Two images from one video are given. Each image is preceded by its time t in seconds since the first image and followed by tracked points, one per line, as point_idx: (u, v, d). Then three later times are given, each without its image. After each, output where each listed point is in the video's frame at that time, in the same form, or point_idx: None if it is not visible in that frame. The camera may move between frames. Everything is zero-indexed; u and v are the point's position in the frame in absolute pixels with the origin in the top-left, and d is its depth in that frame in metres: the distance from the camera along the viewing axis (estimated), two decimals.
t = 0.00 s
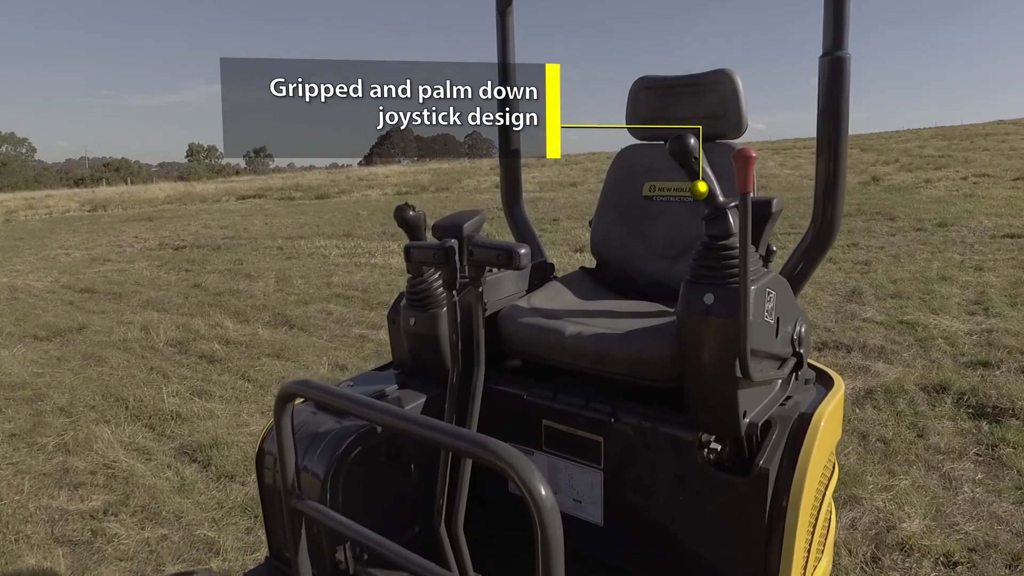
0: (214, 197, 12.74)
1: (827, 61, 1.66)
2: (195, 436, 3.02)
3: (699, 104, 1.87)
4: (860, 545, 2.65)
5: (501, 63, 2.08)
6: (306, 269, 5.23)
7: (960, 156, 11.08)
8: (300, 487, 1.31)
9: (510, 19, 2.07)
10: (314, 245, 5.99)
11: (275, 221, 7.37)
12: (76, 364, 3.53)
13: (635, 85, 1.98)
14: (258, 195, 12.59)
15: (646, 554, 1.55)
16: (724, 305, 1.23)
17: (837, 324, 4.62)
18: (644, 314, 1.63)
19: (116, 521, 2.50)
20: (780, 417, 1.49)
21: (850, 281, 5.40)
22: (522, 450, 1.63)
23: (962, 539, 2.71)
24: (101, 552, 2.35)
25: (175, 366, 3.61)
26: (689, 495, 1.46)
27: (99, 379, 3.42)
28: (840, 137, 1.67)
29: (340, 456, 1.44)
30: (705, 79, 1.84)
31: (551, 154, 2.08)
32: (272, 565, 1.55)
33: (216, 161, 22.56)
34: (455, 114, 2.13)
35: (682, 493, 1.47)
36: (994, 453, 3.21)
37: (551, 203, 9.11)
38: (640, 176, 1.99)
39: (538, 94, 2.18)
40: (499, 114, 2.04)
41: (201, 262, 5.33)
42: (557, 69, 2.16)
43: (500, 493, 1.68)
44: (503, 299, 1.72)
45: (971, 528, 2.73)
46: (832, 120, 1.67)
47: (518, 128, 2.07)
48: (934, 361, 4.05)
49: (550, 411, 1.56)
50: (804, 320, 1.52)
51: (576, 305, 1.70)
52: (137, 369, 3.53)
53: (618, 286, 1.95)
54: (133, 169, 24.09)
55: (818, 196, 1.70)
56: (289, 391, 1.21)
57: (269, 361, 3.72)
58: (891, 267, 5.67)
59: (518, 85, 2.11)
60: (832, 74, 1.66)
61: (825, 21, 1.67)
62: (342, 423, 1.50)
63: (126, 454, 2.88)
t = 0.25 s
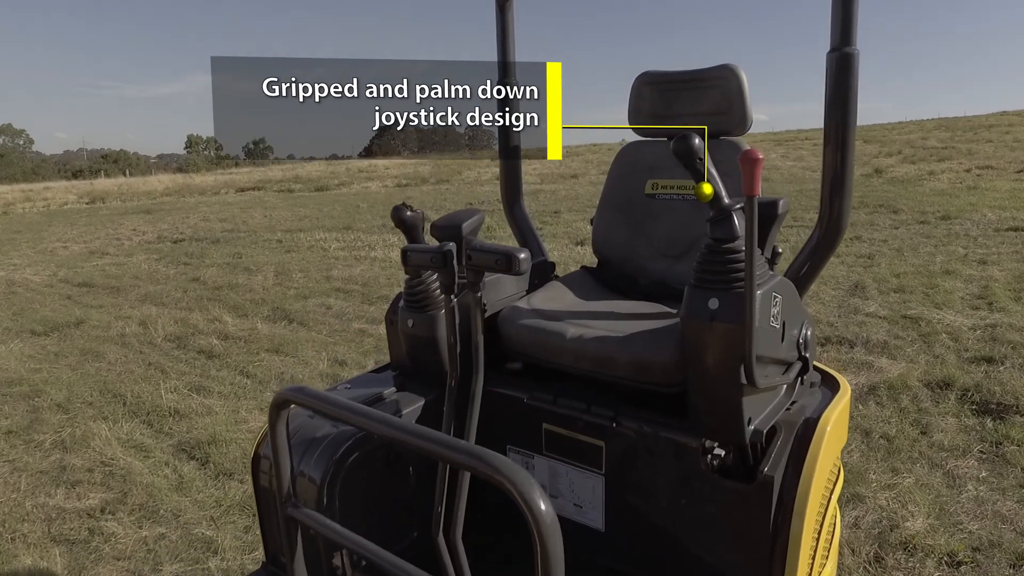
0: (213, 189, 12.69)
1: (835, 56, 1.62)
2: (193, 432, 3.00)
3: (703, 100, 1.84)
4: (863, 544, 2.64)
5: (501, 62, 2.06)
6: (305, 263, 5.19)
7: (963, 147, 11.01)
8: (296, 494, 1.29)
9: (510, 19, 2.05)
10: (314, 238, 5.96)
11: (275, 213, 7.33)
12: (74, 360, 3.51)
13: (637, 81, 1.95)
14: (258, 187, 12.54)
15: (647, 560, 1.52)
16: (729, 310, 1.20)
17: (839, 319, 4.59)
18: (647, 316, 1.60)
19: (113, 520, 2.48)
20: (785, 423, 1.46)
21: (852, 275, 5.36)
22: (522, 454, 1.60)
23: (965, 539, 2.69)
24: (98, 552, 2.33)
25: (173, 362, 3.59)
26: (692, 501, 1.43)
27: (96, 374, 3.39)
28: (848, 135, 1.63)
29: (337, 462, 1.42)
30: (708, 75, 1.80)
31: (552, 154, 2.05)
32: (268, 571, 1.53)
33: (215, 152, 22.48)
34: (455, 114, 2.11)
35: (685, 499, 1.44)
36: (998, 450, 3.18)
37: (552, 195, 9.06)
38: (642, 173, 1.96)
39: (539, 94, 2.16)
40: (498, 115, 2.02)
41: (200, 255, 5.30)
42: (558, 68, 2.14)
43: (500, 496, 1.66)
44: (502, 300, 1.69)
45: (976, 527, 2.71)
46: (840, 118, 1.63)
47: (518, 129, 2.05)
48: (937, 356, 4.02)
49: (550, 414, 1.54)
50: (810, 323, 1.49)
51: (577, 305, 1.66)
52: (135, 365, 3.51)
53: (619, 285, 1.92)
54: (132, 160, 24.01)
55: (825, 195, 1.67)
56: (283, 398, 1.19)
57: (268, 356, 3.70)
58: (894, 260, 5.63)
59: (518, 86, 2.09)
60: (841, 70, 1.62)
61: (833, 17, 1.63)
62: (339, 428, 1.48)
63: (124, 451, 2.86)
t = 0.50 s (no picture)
0: (212, 183, 12.64)
1: (841, 56, 1.59)
2: (191, 430, 2.98)
3: (706, 97, 1.80)
4: (865, 544, 2.62)
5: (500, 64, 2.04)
6: (304, 257, 5.16)
7: (966, 140, 10.95)
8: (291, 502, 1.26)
9: (509, 21, 2.04)
10: (313, 232, 5.92)
11: (274, 207, 7.29)
12: (71, 356, 3.49)
13: (638, 78, 1.91)
14: (257, 181, 12.49)
15: (648, 566, 1.49)
16: (732, 316, 1.18)
17: (842, 315, 4.57)
18: (649, 319, 1.57)
19: (110, 520, 2.46)
20: (789, 429, 1.44)
21: (855, 270, 5.33)
22: (521, 458, 1.58)
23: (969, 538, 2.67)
24: (94, 552, 2.31)
25: (171, 358, 3.56)
26: (693, 507, 1.41)
27: (93, 371, 3.37)
28: (855, 136, 1.60)
29: (333, 467, 1.39)
30: (712, 72, 1.77)
31: (552, 156, 2.01)
32: None
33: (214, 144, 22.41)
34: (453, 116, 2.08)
35: (686, 505, 1.42)
36: (1001, 449, 3.16)
37: (553, 188, 9.01)
38: (644, 172, 1.94)
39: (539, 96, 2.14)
40: (497, 116, 2.00)
41: (198, 249, 5.27)
42: (558, 70, 2.12)
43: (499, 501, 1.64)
44: (501, 301, 1.66)
45: (979, 527, 2.69)
46: (846, 119, 1.60)
47: (517, 131, 2.03)
48: (940, 353, 4.00)
49: (550, 419, 1.51)
50: (815, 327, 1.47)
51: (578, 307, 1.64)
52: (133, 362, 3.49)
53: (620, 285, 1.90)
54: (131, 153, 23.93)
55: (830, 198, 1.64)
56: (278, 406, 1.16)
57: (266, 353, 3.67)
58: (897, 255, 5.60)
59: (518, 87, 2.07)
60: (848, 69, 1.59)
61: (841, 14, 1.60)
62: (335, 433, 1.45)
63: (121, 450, 2.83)
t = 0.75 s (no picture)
0: (210, 177, 12.59)
1: (848, 54, 1.56)
2: (188, 429, 2.95)
3: (708, 95, 1.77)
4: (867, 545, 2.60)
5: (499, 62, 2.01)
6: (302, 252, 5.13)
7: (968, 134, 10.90)
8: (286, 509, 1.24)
9: (508, 21, 2.01)
10: (312, 228, 5.89)
11: (272, 202, 7.26)
12: (67, 353, 3.47)
13: (640, 74, 1.89)
14: (255, 175, 12.44)
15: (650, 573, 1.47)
16: (736, 321, 1.16)
17: (844, 311, 4.54)
18: (651, 322, 1.55)
19: (105, 520, 2.43)
20: (793, 435, 1.41)
21: (856, 266, 5.30)
22: (521, 463, 1.56)
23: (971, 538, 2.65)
24: (90, 553, 2.29)
25: (168, 356, 3.54)
26: (695, 514, 1.38)
27: (90, 369, 3.35)
28: (862, 136, 1.57)
29: (329, 473, 1.37)
30: (714, 69, 1.74)
31: (552, 159, 2.02)
32: None
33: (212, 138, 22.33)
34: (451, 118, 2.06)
35: (688, 512, 1.39)
36: (1004, 447, 3.14)
37: (553, 182, 8.97)
38: (646, 170, 1.91)
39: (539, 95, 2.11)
40: (496, 116, 1.97)
41: (196, 245, 5.24)
42: (557, 69, 2.09)
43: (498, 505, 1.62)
44: (500, 303, 1.63)
45: (981, 526, 2.68)
46: (852, 118, 1.57)
47: (516, 131, 2.00)
48: (943, 350, 3.97)
49: (550, 424, 1.48)
50: (820, 331, 1.44)
51: (579, 309, 1.61)
52: (130, 359, 3.47)
53: (620, 286, 1.88)
54: (129, 146, 23.84)
55: (835, 199, 1.61)
56: (272, 413, 1.14)
57: (264, 350, 3.65)
58: (899, 251, 5.57)
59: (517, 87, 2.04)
60: (854, 67, 1.56)
61: (847, 11, 1.57)
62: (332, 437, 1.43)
63: (118, 448, 2.81)
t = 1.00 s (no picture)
0: (207, 171, 12.54)
1: (854, 52, 1.53)
2: (185, 427, 2.93)
3: (711, 93, 1.74)
4: (869, 545, 2.58)
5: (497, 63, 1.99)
6: (300, 248, 5.10)
7: (969, 128, 10.86)
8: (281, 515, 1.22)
9: (508, 19, 1.97)
10: (310, 222, 5.86)
11: (270, 197, 7.22)
12: (63, 351, 3.44)
13: (642, 72, 1.86)
14: (252, 169, 12.39)
15: None
16: (740, 328, 1.13)
17: (845, 307, 4.52)
18: (652, 324, 1.52)
19: (101, 520, 2.41)
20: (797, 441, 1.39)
21: (857, 261, 5.27)
22: (520, 466, 1.54)
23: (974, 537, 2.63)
24: (86, 554, 2.26)
25: (165, 353, 3.52)
26: (697, 520, 1.36)
27: (86, 366, 3.32)
28: (867, 136, 1.54)
29: (325, 479, 1.35)
30: (717, 66, 1.71)
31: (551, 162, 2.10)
32: None
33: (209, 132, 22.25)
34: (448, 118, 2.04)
35: (690, 518, 1.37)
36: (1006, 445, 3.12)
37: (552, 176, 8.92)
38: (646, 169, 1.88)
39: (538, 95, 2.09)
40: (494, 118, 1.96)
41: (193, 240, 5.20)
42: (557, 68, 2.07)
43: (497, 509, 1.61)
44: (499, 305, 1.61)
45: (984, 526, 2.66)
46: (858, 118, 1.54)
47: (514, 133, 1.99)
48: (944, 346, 3.95)
49: (550, 428, 1.46)
50: (824, 335, 1.41)
51: (578, 311, 1.58)
52: (126, 356, 3.44)
53: (620, 286, 1.86)
54: (126, 139, 23.76)
55: (839, 200, 1.58)
56: (267, 420, 1.12)
57: (262, 347, 3.63)
58: (900, 246, 5.54)
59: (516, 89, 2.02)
60: (860, 66, 1.53)
61: (853, 9, 1.54)
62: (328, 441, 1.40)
63: (114, 446, 2.79)
